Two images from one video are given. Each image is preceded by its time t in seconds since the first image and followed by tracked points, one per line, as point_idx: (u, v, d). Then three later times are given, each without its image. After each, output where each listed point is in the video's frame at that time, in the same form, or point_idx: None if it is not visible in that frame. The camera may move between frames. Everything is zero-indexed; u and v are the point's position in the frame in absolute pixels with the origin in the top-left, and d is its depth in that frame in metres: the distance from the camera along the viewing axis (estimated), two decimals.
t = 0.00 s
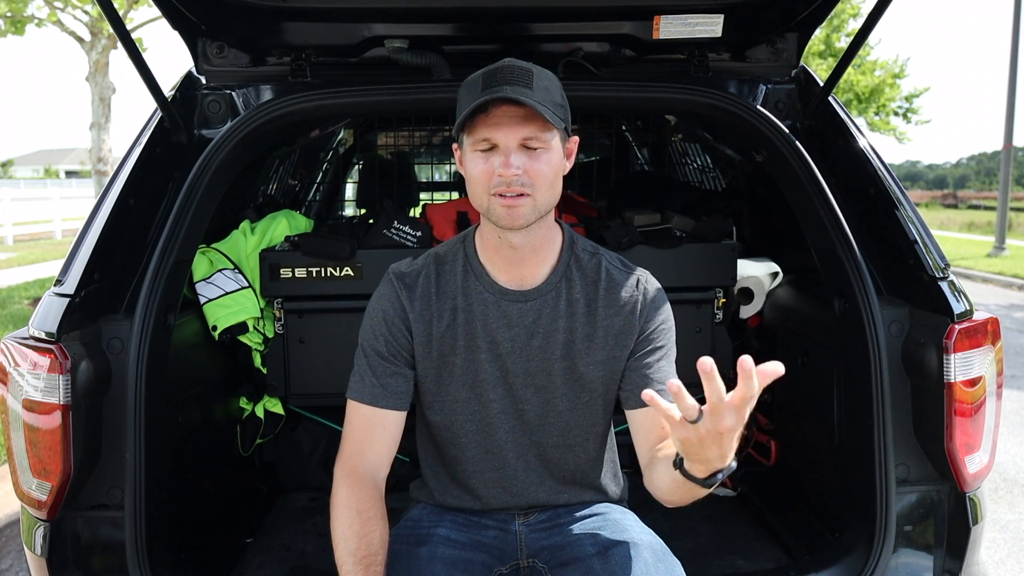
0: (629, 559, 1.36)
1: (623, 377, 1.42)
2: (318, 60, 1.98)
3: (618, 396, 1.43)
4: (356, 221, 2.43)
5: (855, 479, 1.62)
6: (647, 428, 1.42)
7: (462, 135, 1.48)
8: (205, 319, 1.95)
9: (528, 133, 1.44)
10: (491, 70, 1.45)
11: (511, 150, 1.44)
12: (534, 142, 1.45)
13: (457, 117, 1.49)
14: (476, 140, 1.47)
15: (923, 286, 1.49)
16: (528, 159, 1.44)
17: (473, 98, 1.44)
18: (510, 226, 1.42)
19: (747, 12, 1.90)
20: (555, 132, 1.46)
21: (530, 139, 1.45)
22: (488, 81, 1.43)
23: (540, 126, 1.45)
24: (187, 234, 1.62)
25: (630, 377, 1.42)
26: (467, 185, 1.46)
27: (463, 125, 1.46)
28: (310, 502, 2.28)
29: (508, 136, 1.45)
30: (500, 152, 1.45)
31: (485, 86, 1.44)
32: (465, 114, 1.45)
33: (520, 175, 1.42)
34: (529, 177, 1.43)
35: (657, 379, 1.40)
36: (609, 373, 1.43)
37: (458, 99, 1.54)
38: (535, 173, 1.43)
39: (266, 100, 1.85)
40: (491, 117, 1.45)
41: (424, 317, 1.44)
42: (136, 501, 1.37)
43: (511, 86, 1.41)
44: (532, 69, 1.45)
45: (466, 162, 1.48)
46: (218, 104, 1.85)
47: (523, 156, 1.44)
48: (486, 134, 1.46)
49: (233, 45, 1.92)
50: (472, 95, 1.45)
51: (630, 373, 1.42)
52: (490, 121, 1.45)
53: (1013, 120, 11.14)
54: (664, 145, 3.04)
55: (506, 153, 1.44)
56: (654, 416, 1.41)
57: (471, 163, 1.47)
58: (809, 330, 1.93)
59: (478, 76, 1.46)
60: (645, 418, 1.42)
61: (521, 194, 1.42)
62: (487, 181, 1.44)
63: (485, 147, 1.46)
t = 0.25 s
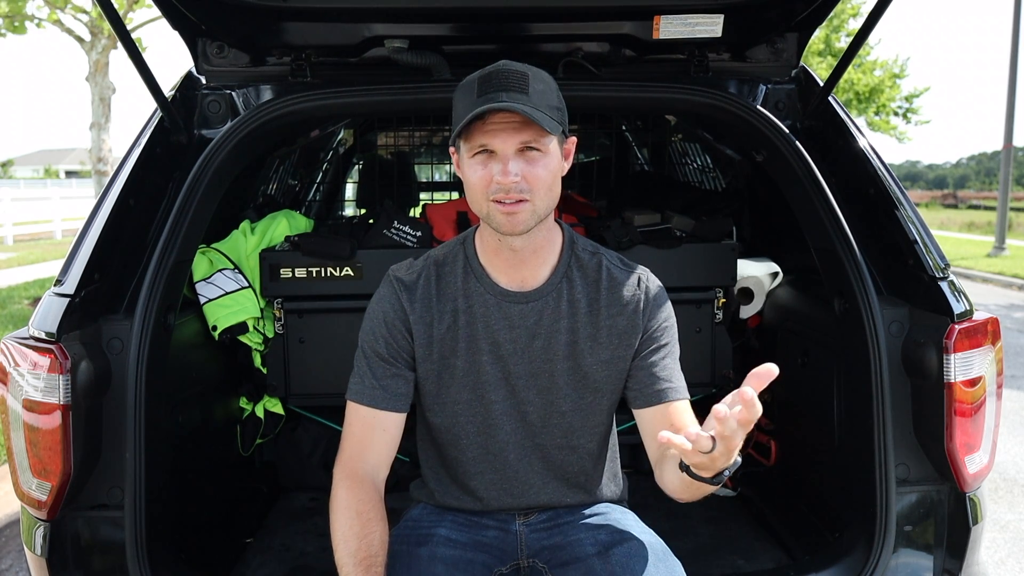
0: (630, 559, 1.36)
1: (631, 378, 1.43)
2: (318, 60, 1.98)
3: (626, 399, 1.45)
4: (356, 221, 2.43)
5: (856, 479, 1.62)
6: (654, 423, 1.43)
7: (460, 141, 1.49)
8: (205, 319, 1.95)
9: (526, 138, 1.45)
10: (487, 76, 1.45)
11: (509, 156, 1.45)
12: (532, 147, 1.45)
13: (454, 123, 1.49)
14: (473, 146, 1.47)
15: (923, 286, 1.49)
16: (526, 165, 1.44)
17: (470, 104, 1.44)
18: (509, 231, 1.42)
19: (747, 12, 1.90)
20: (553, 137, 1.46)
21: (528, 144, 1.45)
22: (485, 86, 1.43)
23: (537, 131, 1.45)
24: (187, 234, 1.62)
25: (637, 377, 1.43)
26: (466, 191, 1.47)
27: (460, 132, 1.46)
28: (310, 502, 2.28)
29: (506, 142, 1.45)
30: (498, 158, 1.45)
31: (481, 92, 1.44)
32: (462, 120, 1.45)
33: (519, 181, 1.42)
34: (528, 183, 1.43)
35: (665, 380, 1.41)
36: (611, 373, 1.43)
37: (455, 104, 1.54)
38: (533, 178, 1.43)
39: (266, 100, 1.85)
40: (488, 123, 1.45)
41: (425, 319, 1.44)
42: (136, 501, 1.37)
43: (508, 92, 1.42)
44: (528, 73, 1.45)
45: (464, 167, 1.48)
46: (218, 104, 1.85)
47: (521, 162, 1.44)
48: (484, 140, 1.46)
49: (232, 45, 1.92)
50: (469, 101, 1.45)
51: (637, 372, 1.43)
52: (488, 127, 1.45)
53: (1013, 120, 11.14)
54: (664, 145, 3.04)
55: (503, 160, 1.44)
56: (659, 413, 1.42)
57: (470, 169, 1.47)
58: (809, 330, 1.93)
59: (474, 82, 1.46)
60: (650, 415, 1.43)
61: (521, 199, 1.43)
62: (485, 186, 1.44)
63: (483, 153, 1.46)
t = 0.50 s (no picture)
0: (630, 559, 1.36)
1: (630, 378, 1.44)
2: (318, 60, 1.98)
3: (624, 399, 1.45)
4: (356, 221, 2.43)
5: (856, 479, 1.62)
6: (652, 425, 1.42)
7: (462, 139, 1.49)
8: (205, 319, 1.95)
9: (528, 136, 1.45)
10: (489, 74, 1.45)
11: (511, 155, 1.45)
12: (534, 146, 1.46)
13: (456, 121, 1.49)
14: (476, 144, 1.47)
15: (923, 286, 1.49)
16: (528, 164, 1.44)
17: (473, 102, 1.45)
18: (510, 230, 1.42)
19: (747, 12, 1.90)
20: (555, 136, 1.46)
21: (531, 143, 1.45)
22: (487, 84, 1.43)
23: (540, 129, 1.45)
24: (187, 234, 1.62)
25: (636, 378, 1.43)
26: (467, 189, 1.47)
27: (463, 129, 1.46)
28: (310, 502, 2.28)
29: (508, 140, 1.45)
30: (500, 157, 1.45)
31: (484, 90, 1.44)
32: (465, 117, 1.45)
33: (521, 179, 1.43)
34: (530, 182, 1.43)
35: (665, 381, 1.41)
36: (611, 373, 1.43)
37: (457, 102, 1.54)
38: (535, 176, 1.43)
39: (266, 100, 1.85)
40: (490, 121, 1.45)
41: (425, 318, 1.44)
42: (136, 501, 1.37)
43: (511, 90, 1.42)
44: (531, 72, 1.45)
45: (466, 165, 1.49)
46: (218, 104, 1.85)
47: (523, 161, 1.45)
48: (486, 138, 1.46)
49: (232, 45, 1.92)
50: (471, 99, 1.45)
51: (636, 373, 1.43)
52: (490, 125, 1.46)
53: (1013, 120, 11.14)
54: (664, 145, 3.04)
55: (506, 158, 1.45)
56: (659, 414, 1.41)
57: (471, 167, 1.47)
58: (809, 330, 1.93)
59: (476, 80, 1.46)
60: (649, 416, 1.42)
61: (522, 198, 1.43)
62: (487, 184, 1.44)
63: (485, 151, 1.46)
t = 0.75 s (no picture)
0: (630, 559, 1.36)
1: (631, 377, 1.44)
2: (318, 60, 1.98)
3: (624, 399, 1.45)
4: (356, 221, 2.43)
5: (856, 479, 1.62)
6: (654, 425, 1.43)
7: (461, 139, 1.49)
8: (205, 319, 1.95)
9: (527, 136, 1.45)
10: (488, 74, 1.45)
11: (510, 155, 1.45)
12: (534, 146, 1.46)
13: (455, 121, 1.49)
14: (475, 145, 1.47)
15: (923, 286, 1.49)
16: (528, 164, 1.44)
17: (471, 102, 1.45)
18: (510, 230, 1.42)
19: (747, 12, 1.90)
20: (553, 136, 1.47)
21: (530, 143, 1.46)
22: (486, 84, 1.43)
23: (539, 129, 1.45)
24: (187, 234, 1.62)
25: (637, 377, 1.43)
26: (467, 189, 1.47)
27: (462, 130, 1.46)
28: (310, 502, 2.28)
29: (508, 141, 1.45)
30: (500, 157, 1.45)
31: (483, 90, 1.44)
32: (464, 118, 1.45)
33: (521, 179, 1.43)
34: (529, 182, 1.43)
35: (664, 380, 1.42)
36: (611, 372, 1.43)
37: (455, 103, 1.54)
38: (534, 176, 1.44)
39: (266, 100, 1.85)
40: (489, 122, 1.45)
41: (425, 318, 1.44)
42: (136, 501, 1.37)
43: (510, 91, 1.42)
44: (530, 72, 1.45)
45: (465, 166, 1.49)
46: (218, 104, 1.85)
47: (523, 161, 1.45)
48: (486, 139, 1.46)
49: (232, 45, 1.92)
50: (469, 99, 1.45)
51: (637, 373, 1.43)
52: (489, 125, 1.46)
53: (1013, 120, 11.14)
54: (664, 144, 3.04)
55: (506, 158, 1.45)
56: (660, 413, 1.42)
57: (471, 168, 1.47)
58: (809, 330, 1.93)
59: (474, 80, 1.46)
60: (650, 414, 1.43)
61: (522, 198, 1.43)
62: (486, 184, 1.44)
63: (484, 152, 1.46)
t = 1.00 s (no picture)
0: (629, 559, 1.36)
1: (630, 376, 1.44)
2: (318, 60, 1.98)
3: (624, 398, 1.45)
4: (356, 221, 2.43)
5: (856, 479, 1.62)
6: (654, 422, 1.42)
7: (462, 139, 1.48)
8: (205, 319, 1.95)
9: (528, 136, 1.45)
10: (489, 73, 1.45)
11: (512, 154, 1.45)
12: (535, 146, 1.46)
13: (455, 121, 1.49)
14: (476, 145, 1.47)
15: (923, 286, 1.49)
16: (529, 163, 1.44)
17: (473, 102, 1.44)
18: (511, 229, 1.42)
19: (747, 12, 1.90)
20: (554, 135, 1.47)
21: (531, 142, 1.46)
22: (487, 84, 1.43)
23: (540, 129, 1.45)
24: (187, 234, 1.62)
25: (636, 376, 1.43)
26: (468, 189, 1.46)
27: (463, 129, 1.46)
28: (310, 502, 2.28)
29: (509, 140, 1.45)
30: (501, 156, 1.45)
31: (484, 90, 1.44)
32: (465, 117, 1.45)
33: (522, 178, 1.43)
34: (530, 181, 1.43)
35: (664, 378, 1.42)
36: (611, 372, 1.43)
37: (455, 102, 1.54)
38: (536, 175, 1.44)
39: (266, 100, 1.85)
40: (491, 121, 1.45)
41: (425, 317, 1.44)
42: (136, 501, 1.37)
43: (511, 90, 1.42)
44: (531, 72, 1.45)
45: (466, 165, 1.48)
46: (218, 104, 1.85)
47: (524, 160, 1.45)
48: (487, 138, 1.46)
49: (232, 45, 1.92)
50: (470, 98, 1.45)
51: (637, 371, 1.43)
52: (490, 125, 1.45)
53: (1013, 120, 11.14)
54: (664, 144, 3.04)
55: (507, 157, 1.45)
56: (660, 412, 1.41)
57: (472, 167, 1.47)
58: (809, 330, 1.93)
59: (475, 80, 1.46)
60: (649, 412, 1.42)
61: (523, 197, 1.43)
62: (487, 184, 1.44)
63: (486, 151, 1.46)
